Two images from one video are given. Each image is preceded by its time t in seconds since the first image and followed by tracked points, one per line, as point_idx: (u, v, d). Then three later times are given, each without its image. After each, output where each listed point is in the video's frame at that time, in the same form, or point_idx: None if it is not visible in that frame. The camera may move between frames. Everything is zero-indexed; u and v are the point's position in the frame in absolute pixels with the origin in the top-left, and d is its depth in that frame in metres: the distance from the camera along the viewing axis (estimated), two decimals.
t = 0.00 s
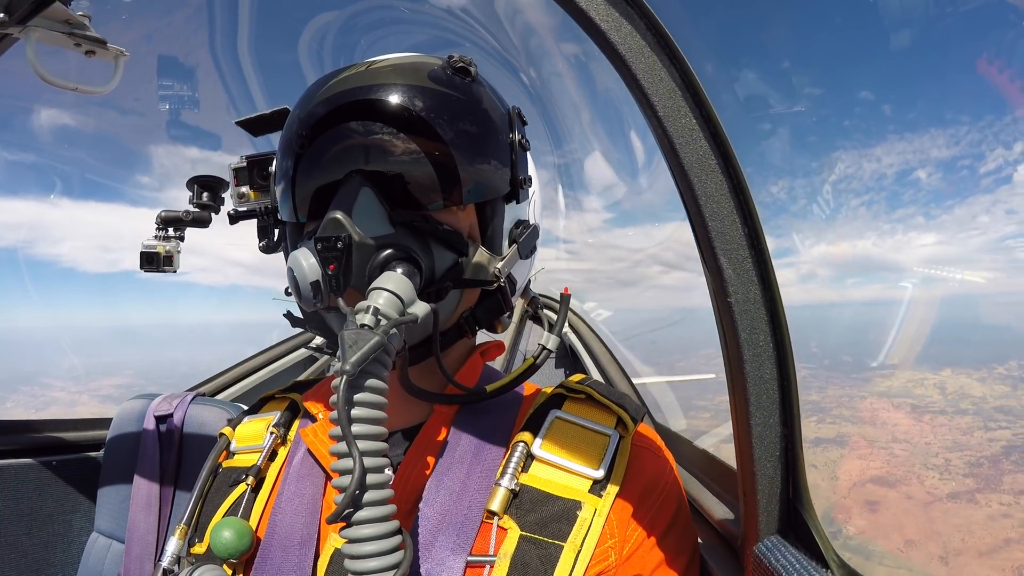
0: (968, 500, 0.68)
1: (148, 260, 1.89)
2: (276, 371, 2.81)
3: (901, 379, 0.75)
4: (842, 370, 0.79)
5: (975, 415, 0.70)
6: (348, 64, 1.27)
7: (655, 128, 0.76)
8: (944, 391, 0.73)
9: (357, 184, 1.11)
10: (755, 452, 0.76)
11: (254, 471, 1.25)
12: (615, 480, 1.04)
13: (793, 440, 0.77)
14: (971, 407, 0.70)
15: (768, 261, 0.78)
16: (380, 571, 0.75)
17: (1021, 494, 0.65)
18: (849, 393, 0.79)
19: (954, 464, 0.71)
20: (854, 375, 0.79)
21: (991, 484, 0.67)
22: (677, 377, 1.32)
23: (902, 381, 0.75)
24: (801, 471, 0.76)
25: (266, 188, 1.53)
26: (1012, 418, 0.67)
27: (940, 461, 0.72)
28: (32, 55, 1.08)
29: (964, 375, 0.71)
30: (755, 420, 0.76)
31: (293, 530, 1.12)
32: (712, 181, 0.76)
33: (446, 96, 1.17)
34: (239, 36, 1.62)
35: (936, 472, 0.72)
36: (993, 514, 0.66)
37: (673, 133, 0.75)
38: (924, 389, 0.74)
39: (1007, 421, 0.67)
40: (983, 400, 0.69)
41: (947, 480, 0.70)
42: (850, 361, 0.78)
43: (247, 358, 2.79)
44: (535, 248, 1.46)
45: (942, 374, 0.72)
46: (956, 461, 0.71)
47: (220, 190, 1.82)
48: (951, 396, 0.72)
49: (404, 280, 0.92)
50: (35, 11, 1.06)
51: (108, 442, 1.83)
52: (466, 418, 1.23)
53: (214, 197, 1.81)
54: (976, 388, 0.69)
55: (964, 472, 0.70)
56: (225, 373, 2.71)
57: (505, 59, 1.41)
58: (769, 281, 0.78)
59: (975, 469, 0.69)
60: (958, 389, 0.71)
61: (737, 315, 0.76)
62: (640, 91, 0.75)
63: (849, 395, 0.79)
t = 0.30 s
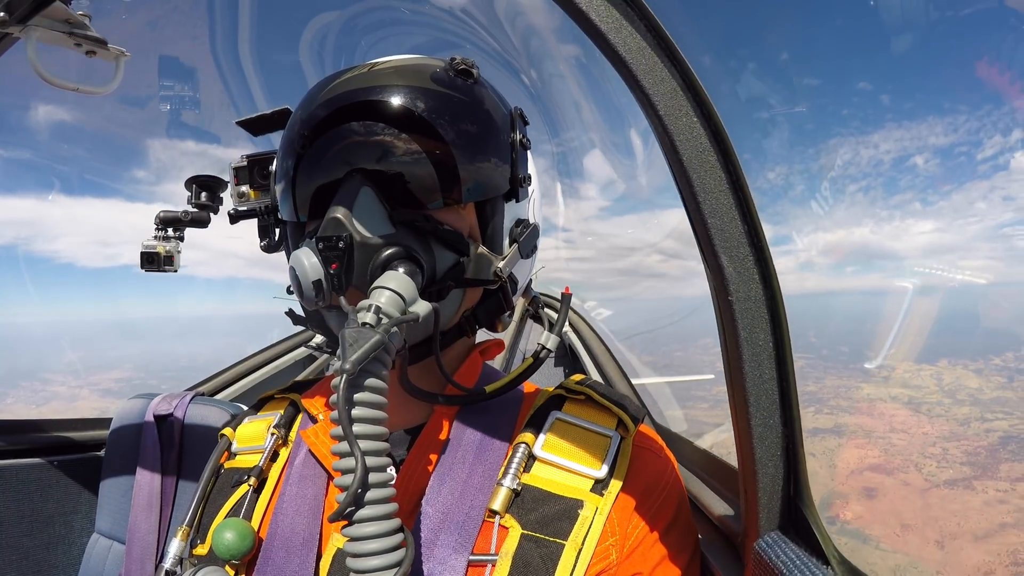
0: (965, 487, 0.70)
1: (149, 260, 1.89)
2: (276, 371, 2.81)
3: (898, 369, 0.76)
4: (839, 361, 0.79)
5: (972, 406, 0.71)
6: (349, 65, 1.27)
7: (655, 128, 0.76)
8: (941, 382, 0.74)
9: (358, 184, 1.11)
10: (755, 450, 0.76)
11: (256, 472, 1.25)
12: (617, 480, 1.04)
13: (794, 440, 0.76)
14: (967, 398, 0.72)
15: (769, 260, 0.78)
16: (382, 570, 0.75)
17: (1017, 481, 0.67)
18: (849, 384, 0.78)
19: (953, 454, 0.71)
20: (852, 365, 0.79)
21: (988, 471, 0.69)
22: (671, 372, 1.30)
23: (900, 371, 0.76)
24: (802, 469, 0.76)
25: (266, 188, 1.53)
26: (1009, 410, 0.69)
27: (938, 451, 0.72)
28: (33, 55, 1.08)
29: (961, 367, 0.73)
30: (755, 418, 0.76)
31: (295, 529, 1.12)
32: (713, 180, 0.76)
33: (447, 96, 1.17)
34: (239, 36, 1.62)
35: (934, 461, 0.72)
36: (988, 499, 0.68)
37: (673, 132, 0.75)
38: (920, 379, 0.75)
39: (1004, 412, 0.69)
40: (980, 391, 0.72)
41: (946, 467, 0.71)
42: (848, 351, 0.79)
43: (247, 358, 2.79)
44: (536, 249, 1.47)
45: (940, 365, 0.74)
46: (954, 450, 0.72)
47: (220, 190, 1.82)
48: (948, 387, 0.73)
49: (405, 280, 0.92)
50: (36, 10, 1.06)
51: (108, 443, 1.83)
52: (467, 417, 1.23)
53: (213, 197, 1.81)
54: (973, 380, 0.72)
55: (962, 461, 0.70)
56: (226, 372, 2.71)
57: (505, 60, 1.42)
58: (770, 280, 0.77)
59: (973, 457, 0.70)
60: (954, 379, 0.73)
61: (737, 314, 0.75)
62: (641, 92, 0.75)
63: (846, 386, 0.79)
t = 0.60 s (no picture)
0: (960, 478, 0.71)
1: (149, 261, 1.89)
2: (277, 371, 2.81)
3: (896, 361, 0.75)
4: (836, 352, 0.79)
5: (969, 398, 0.71)
6: (352, 65, 1.27)
7: (654, 130, 0.76)
8: (939, 372, 0.73)
9: (362, 188, 1.11)
10: (755, 452, 0.76)
11: (255, 474, 1.25)
12: (616, 482, 1.04)
13: (793, 443, 0.76)
14: (966, 389, 0.72)
15: (769, 262, 0.78)
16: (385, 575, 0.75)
17: (1012, 473, 0.68)
18: (844, 374, 0.79)
19: (949, 444, 0.72)
20: (851, 358, 0.78)
21: (983, 463, 0.70)
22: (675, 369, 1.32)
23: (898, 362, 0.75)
24: (801, 470, 0.76)
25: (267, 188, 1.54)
26: (1006, 401, 0.69)
27: (935, 441, 0.73)
28: (33, 55, 1.08)
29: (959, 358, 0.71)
30: (755, 419, 0.76)
31: (295, 532, 1.12)
32: (712, 182, 0.76)
33: (450, 98, 1.16)
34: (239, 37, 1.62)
35: (930, 451, 0.73)
36: (983, 491, 0.69)
37: (673, 134, 0.75)
38: (918, 369, 0.74)
39: (1002, 404, 0.69)
40: (978, 381, 0.71)
41: (942, 458, 0.72)
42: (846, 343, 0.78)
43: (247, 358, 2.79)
44: (537, 251, 1.47)
45: (938, 356, 0.73)
46: (950, 440, 0.72)
47: (220, 191, 1.82)
48: (946, 377, 0.73)
49: (406, 284, 0.92)
50: (36, 10, 1.06)
51: (109, 442, 1.83)
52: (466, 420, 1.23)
53: (214, 197, 1.81)
54: (971, 371, 0.71)
55: (958, 451, 0.71)
56: (226, 373, 2.71)
57: (506, 60, 1.41)
58: (769, 282, 0.77)
59: (969, 449, 0.71)
60: (953, 369, 0.72)
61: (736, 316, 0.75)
62: (641, 93, 0.75)
63: (844, 377, 0.79)
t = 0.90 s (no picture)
0: (961, 460, 0.71)
1: (148, 260, 1.89)
2: (277, 371, 2.82)
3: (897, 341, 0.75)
4: (836, 333, 0.78)
5: (968, 375, 0.71)
6: (357, 64, 1.27)
7: (654, 129, 0.76)
8: (938, 352, 0.72)
9: (368, 187, 1.11)
10: (755, 451, 0.76)
11: (255, 475, 1.25)
12: (615, 482, 1.04)
13: (793, 442, 0.76)
14: (964, 367, 0.71)
15: (769, 261, 0.78)
16: None
17: (1011, 454, 0.68)
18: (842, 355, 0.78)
19: (948, 425, 0.73)
20: (849, 339, 0.79)
21: (984, 443, 0.70)
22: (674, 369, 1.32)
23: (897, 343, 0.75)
24: (801, 471, 0.76)
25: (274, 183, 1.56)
26: (1005, 379, 0.68)
27: (934, 422, 0.74)
28: (32, 56, 1.08)
29: (959, 337, 0.70)
30: (755, 419, 0.76)
31: (296, 532, 1.12)
32: (713, 181, 0.76)
33: (456, 98, 1.16)
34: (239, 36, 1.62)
35: (929, 432, 0.74)
36: (984, 472, 0.69)
37: (674, 133, 0.75)
38: (916, 349, 0.74)
39: (1000, 382, 0.68)
40: (976, 360, 0.70)
41: (941, 439, 0.73)
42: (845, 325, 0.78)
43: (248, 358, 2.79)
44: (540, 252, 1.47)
45: (937, 337, 0.71)
46: (949, 421, 0.73)
47: (220, 190, 1.83)
48: (945, 356, 0.71)
49: (413, 283, 0.93)
50: (35, 10, 1.05)
51: (109, 442, 1.83)
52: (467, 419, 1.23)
53: (214, 196, 1.81)
54: (970, 349, 0.70)
55: (956, 431, 0.72)
56: (226, 372, 2.71)
57: (506, 61, 1.41)
58: (770, 281, 0.77)
59: (967, 428, 0.71)
60: (953, 349, 0.71)
61: (737, 316, 0.75)
62: (640, 92, 0.74)
63: (843, 357, 0.79)
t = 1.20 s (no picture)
0: (966, 424, 0.70)
1: (149, 261, 1.89)
2: (277, 371, 2.82)
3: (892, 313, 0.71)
4: (834, 310, 0.76)
5: (968, 343, 0.71)
6: (358, 65, 1.27)
7: (654, 129, 0.77)
8: (936, 322, 0.69)
9: (370, 186, 1.11)
10: (755, 451, 0.76)
11: (255, 472, 1.24)
12: (615, 478, 1.04)
13: (793, 443, 0.76)
14: (962, 336, 0.71)
15: (769, 262, 0.78)
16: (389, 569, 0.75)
17: (1016, 415, 0.67)
18: (843, 331, 0.76)
19: (951, 392, 0.71)
20: (845, 313, 0.75)
21: (988, 406, 0.69)
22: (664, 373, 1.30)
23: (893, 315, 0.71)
24: (801, 470, 0.76)
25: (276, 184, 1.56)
26: (1005, 344, 0.69)
27: (937, 391, 0.72)
28: (34, 57, 1.08)
29: (955, 305, 0.68)
30: (755, 419, 0.76)
31: (297, 529, 1.12)
32: (714, 181, 0.76)
33: (457, 98, 1.17)
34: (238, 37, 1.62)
35: (933, 400, 0.71)
36: (989, 433, 0.68)
37: (674, 134, 0.75)
38: (914, 321, 0.70)
39: (999, 347, 0.70)
40: (975, 328, 0.70)
41: (946, 405, 0.71)
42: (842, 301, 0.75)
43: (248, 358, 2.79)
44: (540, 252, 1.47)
45: (934, 306, 0.68)
46: (952, 388, 0.71)
47: (220, 191, 1.83)
48: (944, 327, 0.70)
49: (416, 280, 0.92)
50: (36, 10, 1.05)
51: (109, 442, 1.83)
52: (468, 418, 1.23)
53: (214, 197, 1.82)
54: (967, 317, 0.69)
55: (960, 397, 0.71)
56: (226, 373, 2.72)
57: (506, 61, 1.41)
58: (769, 281, 0.77)
59: (971, 393, 0.70)
60: (951, 318, 0.69)
61: (737, 316, 0.75)
62: (641, 93, 0.75)
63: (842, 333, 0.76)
